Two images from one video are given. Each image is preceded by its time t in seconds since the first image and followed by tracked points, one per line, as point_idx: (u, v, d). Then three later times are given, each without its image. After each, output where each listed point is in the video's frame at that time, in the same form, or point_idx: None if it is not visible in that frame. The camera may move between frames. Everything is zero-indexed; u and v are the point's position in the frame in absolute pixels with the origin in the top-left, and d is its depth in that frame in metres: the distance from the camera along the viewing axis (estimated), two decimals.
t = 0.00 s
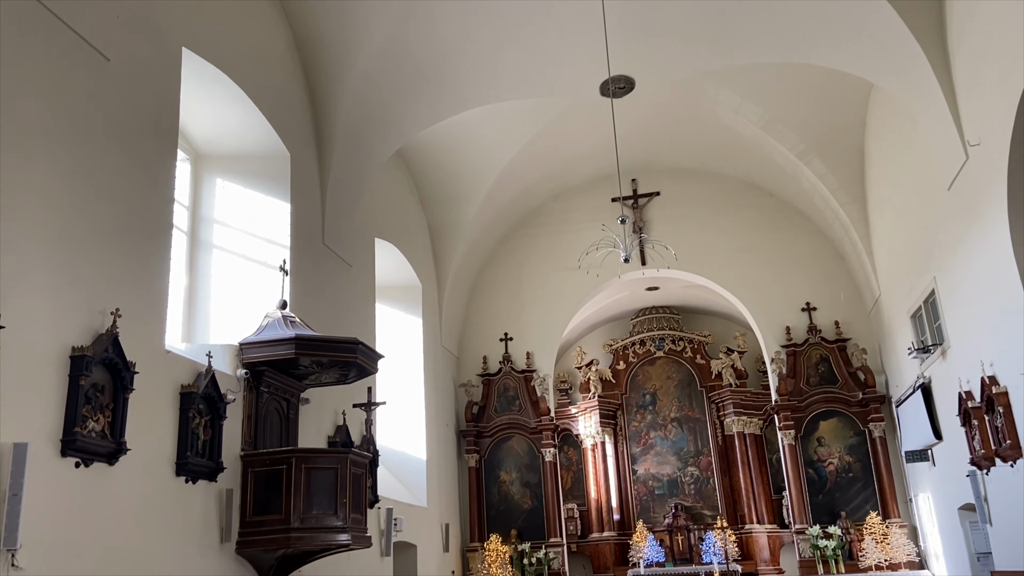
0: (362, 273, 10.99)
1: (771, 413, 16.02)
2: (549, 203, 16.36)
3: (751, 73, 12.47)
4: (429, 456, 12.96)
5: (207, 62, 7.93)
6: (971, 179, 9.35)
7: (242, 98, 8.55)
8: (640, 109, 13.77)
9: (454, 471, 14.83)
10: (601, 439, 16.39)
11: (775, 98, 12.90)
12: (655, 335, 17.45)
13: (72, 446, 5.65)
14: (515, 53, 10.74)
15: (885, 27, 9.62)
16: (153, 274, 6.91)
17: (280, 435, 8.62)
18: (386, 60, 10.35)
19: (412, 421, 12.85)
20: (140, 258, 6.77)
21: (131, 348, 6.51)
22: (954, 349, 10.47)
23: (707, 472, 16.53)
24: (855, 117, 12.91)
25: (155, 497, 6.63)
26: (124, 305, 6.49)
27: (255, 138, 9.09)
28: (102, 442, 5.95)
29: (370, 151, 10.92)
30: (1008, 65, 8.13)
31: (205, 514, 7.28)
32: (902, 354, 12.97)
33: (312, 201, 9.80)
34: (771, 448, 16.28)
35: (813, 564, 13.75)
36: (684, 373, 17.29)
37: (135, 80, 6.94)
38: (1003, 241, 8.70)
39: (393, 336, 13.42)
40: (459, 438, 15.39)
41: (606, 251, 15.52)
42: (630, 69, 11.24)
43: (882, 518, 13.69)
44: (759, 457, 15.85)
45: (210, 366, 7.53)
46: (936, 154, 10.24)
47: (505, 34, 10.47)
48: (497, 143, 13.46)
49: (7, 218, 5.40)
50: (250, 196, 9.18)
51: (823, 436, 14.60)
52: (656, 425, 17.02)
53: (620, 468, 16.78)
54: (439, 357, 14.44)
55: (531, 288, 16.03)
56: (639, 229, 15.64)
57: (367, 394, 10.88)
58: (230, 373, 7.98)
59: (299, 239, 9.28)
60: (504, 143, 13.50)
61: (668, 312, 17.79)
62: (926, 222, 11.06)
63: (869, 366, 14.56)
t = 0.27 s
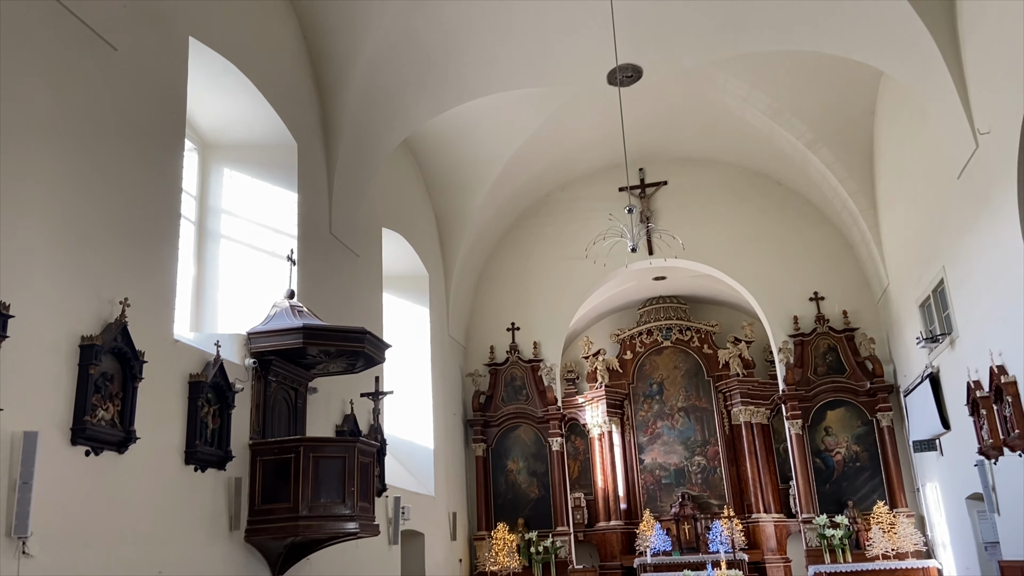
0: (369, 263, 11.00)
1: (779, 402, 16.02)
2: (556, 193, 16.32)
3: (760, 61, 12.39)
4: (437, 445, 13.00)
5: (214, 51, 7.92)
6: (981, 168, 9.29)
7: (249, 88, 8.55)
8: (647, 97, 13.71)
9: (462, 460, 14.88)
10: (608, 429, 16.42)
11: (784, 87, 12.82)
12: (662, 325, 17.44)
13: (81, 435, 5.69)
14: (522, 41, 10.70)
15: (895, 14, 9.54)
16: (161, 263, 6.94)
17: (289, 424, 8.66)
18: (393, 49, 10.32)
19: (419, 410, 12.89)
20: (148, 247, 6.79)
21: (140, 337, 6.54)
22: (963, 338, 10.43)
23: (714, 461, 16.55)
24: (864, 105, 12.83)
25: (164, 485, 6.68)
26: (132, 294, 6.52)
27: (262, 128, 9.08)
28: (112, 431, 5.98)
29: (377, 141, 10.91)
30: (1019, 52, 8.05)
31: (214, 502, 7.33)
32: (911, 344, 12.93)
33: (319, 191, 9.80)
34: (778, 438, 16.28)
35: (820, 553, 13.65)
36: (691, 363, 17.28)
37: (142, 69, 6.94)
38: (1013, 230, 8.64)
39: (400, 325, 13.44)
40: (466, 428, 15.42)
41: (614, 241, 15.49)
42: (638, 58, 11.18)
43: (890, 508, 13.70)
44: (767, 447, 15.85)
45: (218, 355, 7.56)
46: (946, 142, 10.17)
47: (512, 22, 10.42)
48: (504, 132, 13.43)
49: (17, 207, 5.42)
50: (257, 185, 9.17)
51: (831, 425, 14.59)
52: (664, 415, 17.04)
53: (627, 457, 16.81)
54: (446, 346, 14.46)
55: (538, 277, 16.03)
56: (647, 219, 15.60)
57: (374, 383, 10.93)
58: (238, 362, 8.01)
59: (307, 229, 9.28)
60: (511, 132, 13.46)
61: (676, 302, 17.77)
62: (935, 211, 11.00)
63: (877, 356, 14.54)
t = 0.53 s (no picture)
0: (374, 258, 11.01)
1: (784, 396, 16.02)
2: (561, 187, 16.31)
3: (766, 53, 12.33)
4: (442, 438, 13.03)
5: (219, 45, 7.93)
6: (989, 161, 9.25)
7: (254, 82, 8.56)
8: (653, 90, 13.67)
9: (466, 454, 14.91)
10: (613, 423, 16.39)
11: (790, 80, 12.77)
12: (667, 318, 17.43)
13: (89, 428, 5.72)
14: (527, 34, 10.68)
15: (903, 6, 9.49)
16: (167, 257, 6.96)
17: (294, 417, 8.70)
18: (397, 43, 10.31)
19: (424, 403, 12.93)
20: (153, 242, 6.81)
21: (146, 331, 6.57)
22: (969, 332, 10.41)
23: (719, 455, 16.55)
24: (871, 98, 12.77)
25: (171, 477, 6.71)
26: (139, 288, 6.55)
27: (267, 122, 9.10)
28: (119, 424, 6.02)
29: (381, 135, 10.91)
30: None
31: (220, 494, 7.37)
32: (917, 337, 12.91)
33: (324, 185, 9.81)
34: (783, 431, 16.30)
35: (825, 547, 13.61)
36: (696, 356, 17.28)
37: (147, 64, 6.96)
38: (1020, 224, 8.61)
39: (405, 319, 13.46)
40: (471, 421, 15.44)
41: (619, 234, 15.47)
42: (644, 51, 11.15)
43: (895, 501, 13.69)
44: (772, 440, 15.85)
45: (224, 348, 7.58)
46: (953, 135, 10.12)
47: (516, 15, 10.41)
48: (510, 125, 13.41)
49: (24, 201, 5.45)
50: (262, 179, 9.20)
51: (836, 419, 14.60)
52: (668, 408, 17.02)
53: (632, 451, 16.82)
54: (451, 340, 14.48)
55: (543, 270, 16.02)
56: (652, 212, 15.58)
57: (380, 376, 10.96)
58: (244, 355, 8.05)
59: (312, 223, 9.29)
60: (516, 125, 13.44)
61: (681, 296, 17.74)
62: (942, 204, 10.96)
63: (883, 349, 14.51)
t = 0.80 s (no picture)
0: (379, 253, 11.02)
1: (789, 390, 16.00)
2: (566, 181, 16.28)
3: (773, 46, 12.27)
4: (447, 432, 13.07)
5: (225, 39, 7.93)
6: (996, 154, 9.20)
7: (260, 76, 8.57)
8: (659, 83, 13.63)
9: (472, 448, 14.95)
10: (618, 417, 16.41)
11: (797, 73, 12.71)
12: (672, 313, 17.41)
13: (96, 421, 5.75)
14: (532, 27, 10.67)
15: None
16: (173, 251, 6.99)
17: (300, 411, 8.73)
18: (402, 37, 10.30)
19: (430, 397, 12.96)
20: (160, 237, 6.83)
21: (153, 325, 6.59)
22: (976, 326, 10.38)
23: (725, 449, 16.56)
24: (878, 91, 12.71)
25: (178, 471, 6.75)
26: (146, 283, 6.57)
27: (272, 116, 9.11)
28: (126, 417, 6.05)
29: (386, 129, 10.91)
30: None
31: (227, 488, 7.40)
32: (923, 331, 12.87)
33: (329, 180, 9.81)
34: (789, 426, 16.30)
35: (831, 540, 13.62)
36: (702, 351, 17.27)
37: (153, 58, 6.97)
38: None
39: (411, 313, 13.48)
40: (477, 415, 15.47)
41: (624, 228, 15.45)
42: (650, 44, 11.11)
43: (900, 495, 13.69)
44: (777, 434, 15.84)
45: (231, 342, 7.61)
46: (960, 129, 10.07)
47: (521, 8, 10.39)
48: (515, 119, 13.40)
49: (31, 196, 5.47)
50: (268, 174, 9.21)
51: (841, 413, 14.58)
52: (673, 403, 17.04)
53: (637, 445, 16.83)
54: (457, 334, 14.50)
55: (548, 265, 16.02)
56: (658, 206, 15.55)
57: (385, 370, 10.99)
58: (250, 349, 8.07)
59: (317, 217, 9.29)
60: (521, 119, 13.42)
61: (686, 290, 17.72)
62: (949, 198, 10.91)
63: (889, 343, 14.47)
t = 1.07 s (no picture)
0: (386, 244, 11.03)
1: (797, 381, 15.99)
2: (573, 171, 16.25)
3: (782, 35, 12.19)
4: (454, 423, 13.10)
5: (232, 30, 7.93)
6: (1006, 144, 9.13)
7: (267, 66, 8.57)
8: (667, 72, 13.56)
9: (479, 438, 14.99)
10: (625, 408, 16.42)
11: (806, 62, 12.63)
12: (679, 303, 17.38)
13: (106, 411, 5.78)
14: (539, 16, 10.63)
15: None
16: (181, 242, 7.01)
17: (308, 401, 8.76)
18: (407, 27, 10.28)
19: (437, 388, 12.98)
20: (168, 228, 6.85)
21: (162, 315, 6.62)
22: (986, 316, 10.33)
23: (732, 440, 16.54)
24: (888, 80, 12.62)
25: (187, 460, 6.79)
26: (154, 274, 6.59)
27: (279, 107, 9.11)
28: (136, 407, 6.08)
29: (393, 120, 10.90)
30: None
31: (236, 477, 7.45)
32: (932, 322, 12.82)
33: (337, 171, 9.81)
34: (796, 417, 16.29)
35: (838, 531, 13.67)
36: (709, 341, 17.24)
37: (160, 49, 6.97)
38: None
39: (418, 304, 13.50)
40: (484, 406, 15.52)
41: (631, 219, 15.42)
42: (658, 32, 11.06)
43: (908, 486, 13.66)
44: (784, 425, 15.84)
45: (239, 332, 7.64)
46: (970, 118, 10.00)
47: None
48: (522, 109, 13.36)
49: (40, 187, 5.49)
50: (275, 164, 9.21)
51: (849, 404, 14.55)
52: (681, 393, 17.03)
53: (644, 436, 16.83)
54: (464, 325, 14.52)
55: (555, 255, 16.01)
56: (665, 196, 15.51)
57: (393, 360, 11.01)
58: (258, 339, 8.10)
59: (325, 208, 9.30)
60: (528, 109, 13.38)
61: (694, 281, 17.68)
62: (959, 187, 10.84)
63: (898, 334, 14.42)
